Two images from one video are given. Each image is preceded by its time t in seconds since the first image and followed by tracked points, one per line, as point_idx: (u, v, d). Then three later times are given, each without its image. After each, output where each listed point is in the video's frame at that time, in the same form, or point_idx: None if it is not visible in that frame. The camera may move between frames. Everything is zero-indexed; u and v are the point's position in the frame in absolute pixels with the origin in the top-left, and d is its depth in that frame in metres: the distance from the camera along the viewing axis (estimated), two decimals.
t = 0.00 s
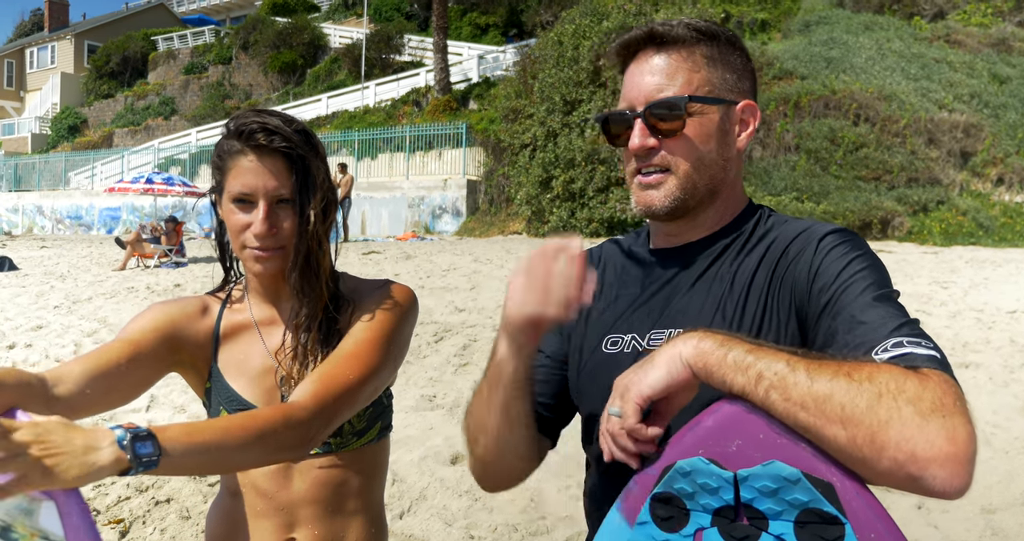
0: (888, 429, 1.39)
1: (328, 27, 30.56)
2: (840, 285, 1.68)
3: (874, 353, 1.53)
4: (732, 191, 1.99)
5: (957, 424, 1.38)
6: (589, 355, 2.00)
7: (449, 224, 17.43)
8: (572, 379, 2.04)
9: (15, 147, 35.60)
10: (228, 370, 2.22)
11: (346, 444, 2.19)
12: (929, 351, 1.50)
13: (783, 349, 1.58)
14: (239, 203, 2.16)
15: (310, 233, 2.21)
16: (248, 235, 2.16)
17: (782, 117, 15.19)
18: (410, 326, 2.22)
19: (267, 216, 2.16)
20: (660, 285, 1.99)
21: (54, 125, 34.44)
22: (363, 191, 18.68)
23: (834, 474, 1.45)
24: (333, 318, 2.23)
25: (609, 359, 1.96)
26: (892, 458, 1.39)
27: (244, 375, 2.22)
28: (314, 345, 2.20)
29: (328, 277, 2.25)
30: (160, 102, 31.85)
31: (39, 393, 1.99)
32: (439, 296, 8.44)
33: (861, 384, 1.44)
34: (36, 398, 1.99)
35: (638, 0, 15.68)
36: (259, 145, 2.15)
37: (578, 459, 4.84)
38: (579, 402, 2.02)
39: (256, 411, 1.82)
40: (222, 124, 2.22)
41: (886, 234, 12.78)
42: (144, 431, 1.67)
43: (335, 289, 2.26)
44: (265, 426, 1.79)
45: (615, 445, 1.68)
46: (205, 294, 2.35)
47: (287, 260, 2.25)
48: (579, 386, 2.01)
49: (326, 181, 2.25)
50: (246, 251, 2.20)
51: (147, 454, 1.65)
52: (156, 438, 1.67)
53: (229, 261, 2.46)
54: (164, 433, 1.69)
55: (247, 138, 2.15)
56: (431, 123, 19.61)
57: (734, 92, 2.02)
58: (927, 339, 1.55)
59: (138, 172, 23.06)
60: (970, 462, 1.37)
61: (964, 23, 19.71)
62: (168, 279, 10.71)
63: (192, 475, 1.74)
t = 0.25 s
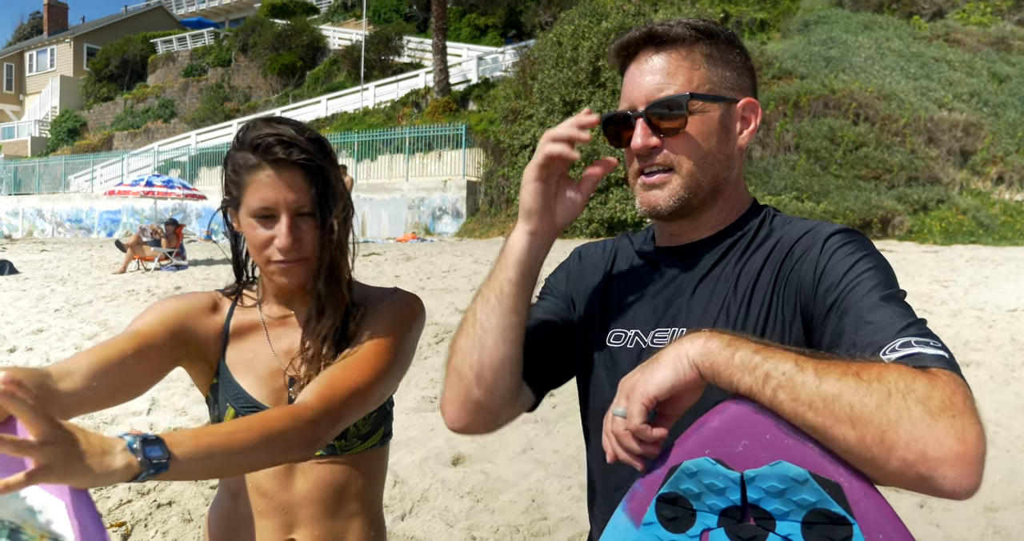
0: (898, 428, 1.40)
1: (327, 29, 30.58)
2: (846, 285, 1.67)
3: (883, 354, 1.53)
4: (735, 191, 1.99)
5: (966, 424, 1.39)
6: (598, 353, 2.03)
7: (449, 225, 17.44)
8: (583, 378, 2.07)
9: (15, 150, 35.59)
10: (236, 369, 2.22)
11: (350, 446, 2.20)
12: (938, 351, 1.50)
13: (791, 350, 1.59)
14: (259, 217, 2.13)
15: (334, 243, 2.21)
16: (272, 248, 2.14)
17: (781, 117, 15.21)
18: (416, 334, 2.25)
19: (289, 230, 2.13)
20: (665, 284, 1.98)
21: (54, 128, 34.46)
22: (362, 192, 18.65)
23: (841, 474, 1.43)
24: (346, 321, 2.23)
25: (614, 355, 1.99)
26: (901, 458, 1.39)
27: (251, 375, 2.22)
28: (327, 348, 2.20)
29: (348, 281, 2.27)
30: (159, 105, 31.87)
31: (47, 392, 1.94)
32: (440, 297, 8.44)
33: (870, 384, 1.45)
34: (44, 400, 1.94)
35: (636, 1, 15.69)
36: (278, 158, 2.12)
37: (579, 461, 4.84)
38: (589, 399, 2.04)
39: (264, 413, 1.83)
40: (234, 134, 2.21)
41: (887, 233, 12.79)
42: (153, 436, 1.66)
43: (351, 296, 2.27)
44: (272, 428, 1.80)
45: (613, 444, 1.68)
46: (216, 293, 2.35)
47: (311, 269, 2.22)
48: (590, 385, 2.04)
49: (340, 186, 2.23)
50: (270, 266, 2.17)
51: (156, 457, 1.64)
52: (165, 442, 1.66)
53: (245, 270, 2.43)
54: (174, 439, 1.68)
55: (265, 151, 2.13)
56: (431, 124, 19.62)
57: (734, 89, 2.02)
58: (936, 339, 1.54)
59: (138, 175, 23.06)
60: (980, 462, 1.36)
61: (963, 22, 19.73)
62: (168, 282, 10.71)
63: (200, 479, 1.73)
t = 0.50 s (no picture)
0: (892, 425, 1.40)
1: (326, 30, 30.59)
2: (844, 283, 1.67)
3: (879, 351, 1.52)
4: (736, 189, 2.00)
5: (962, 421, 1.38)
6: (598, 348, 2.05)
7: (448, 226, 17.45)
8: (585, 377, 2.08)
9: (14, 152, 35.52)
10: (235, 370, 2.22)
11: (349, 447, 2.20)
12: (934, 349, 1.49)
13: (786, 348, 1.59)
14: (260, 206, 2.16)
15: (335, 230, 2.22)
16: (274, 237, 2.16)
17: (780, 116, 15.23)
18: (414, 331, 2.20)
19: (291, 218, 2.16)
20: (666, 282, 1.99)
21: (53, 130, 34.45)
22: (361, 193, 18.66)
23: (835, 472, 1.43)
24: (345, 314, 2.22)
25: (614, 351, 2.00)
26: (895, 455, 1.39)
27: (249, 376, 2.21)
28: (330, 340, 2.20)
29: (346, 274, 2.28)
30: (158, 106, 31.90)
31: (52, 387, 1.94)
32: (439, 297, 8.44)
33: (865, 381, 1.45)
34: (51, 395, 1.95)
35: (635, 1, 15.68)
36: (278, 147, 2.14)
37: (579, 461, 4.84)
38: (589, 395, 2.05)
39: (264, 410, 1.83)
40: (231, 130, 2.21)
41: (886, 232, 12.80)
42: (153, 429, 1.68)
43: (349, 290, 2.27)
44: (271, 424, 1.80)
45: (607, 441, 1.70)
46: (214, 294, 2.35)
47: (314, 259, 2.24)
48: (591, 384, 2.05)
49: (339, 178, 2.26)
50: (274, 256, 2.19)
51: (156, 452, 1.66)
52: (165, 436, 1.69)
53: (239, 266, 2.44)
54: (172, 432, 1.71)
55: (263, 141, 2.15)
56: (430, 125, 19.63)
57: (735, 88, 2.02)
58: (933, 338, 1.54)
59: (137, 176, 23.02)
60: (975, 459, 1.36)
61: (961, 21, 19.75)
62: (168, 283, 10.71)
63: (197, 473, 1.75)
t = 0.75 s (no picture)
0: (891, 422, 1.40)
1: (323, 29, 30.56)
2: (842, 280, 1.67)
3: (877, 349, 1.52)
4: (733, 186, 2.00)
5: (961, 417, 1.38)
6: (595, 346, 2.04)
7: (446, 225, 17.46)
8: (580, 376, 2.08)
9: (10, 152, 35.43)
10: (224, 375, 2.21)
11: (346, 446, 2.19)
12: (933, 346, 1.49)
13: (784, 345, 1.59)
14: (245, 201, 2.16)
15: (318, 225, 2.22)
16: (258, 231, 2.15)
17: (777, 115, 15.25)
18: (405, 331, 2.19)
19: (276, 212, 2.15)
20: (663, 280, 1.99)
21: (49, 130, 34.40)
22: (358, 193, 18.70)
23: (834, 469, 1.44)
24: (330, 310, 2.20)
25: (610, 348, 2.00)
26: (894, 452, 1.39)
27: (239, 379, 2.20)
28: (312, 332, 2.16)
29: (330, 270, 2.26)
30: (155, 106, 31.88)
31: (51, 396, 2.00)
32: (437, 296, 8.44)
33: (865, 378, 1.45)
34: (51, 399, 2.00)
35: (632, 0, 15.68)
36: (264, 141, 2.15)
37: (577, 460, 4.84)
38: (585, 390, 2.06)
39: (272, 433, 1.83)
40: (215, 126, 2.22)
41: (883, 231, 12.82)
42: (169, 442, 1.68)
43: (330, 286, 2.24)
44: (280, 447, 1.80)
45: (605, 442, 1.69)
46: (199, 299, 2.35)
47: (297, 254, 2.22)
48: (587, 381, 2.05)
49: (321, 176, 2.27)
50: (256, 250, 2.18)
51: (170, 467, 1.66)
52: (179, 450, 1.68)
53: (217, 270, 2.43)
54: (187, 446, 1.70)
55: (249, 137, 2.16)
56: (427, 124, 19.60)
57: (730, 84, 2.02)
58: (930, 334, 1.54)
59: (134, 176, 22.98)
60: (974, 455, 1.36)
61: (958, 20, 19.78)
62: (165, 284, 10.70)
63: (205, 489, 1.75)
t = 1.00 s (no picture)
0: (891, 424, 1.40)
1: (322, 28, 30.56)
2: (840, 281, 1.67)
3: (876, 351, 1.53)
4: (730, 187, 2.00)
5: (961, 419, 1.38)
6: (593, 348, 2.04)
7: (445, 225, 17.46)
8: (578, 377, 2.08)
9: (9, 151, 35.39)
10: (222, 375, 2.21)
11: (344, 446, 2.19)
12: (931, 348, 1.49)
13: (783, 347, 1.59)
14: (235, 202, 2.16)
15: (310, 227, 2.22)
16: (248, 231, 2.15)
17: (776, 115, 15.27)
18: (402, 328, 2.19)
19: (266, 212, 2.15)
20: (660, 281, 1.99)
21: (48, 129, 34.37)
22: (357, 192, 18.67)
23: (834, 471, 1.43)
24: (328, 311, 2.22)
25: (609, 350, 2.00)
26: (894, 455, 1.39)
27: (237, 379, 2.20)
28: (309, 335, 2.18)
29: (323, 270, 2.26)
30: (154, 105, 31.88)
31: (48, 392, 1.98)
32: (436, 296, 8.44)
33: (864, 380, 1.45)
34: (46, 397, 1.97)
35: None
36: (254, 142, 2.15)
37: (575, 460, 4.84)
38: (583, 393, 2.06)
39: (267, 431, 1.82)
40: (210, 126, 2.22)
41: (882, 231, 12.84)
42: (161, 441, 1.68)
43: (326, 288, 2.26)
44: (276, 445, 1.80)
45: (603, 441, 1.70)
46: (197, 299, 2.36)
47: (288, 254, 2.22)
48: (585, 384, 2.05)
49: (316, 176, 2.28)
50: (247, 250, 2.18)
51: (162, 464, 1.66)
52: (172, 448, 1.68)
53: (211, 264, 2.44)
54: (180, 445, 1.70)
55: (240, 136, 2.15)
56: (426, 123, 19.60)
57: (728, 85, 2.02)
58: (929, 336, 1.54)
59: (133, 175, 22.97)
60: (974, 457, 1.36)
61: (957, 20, 19.80)
62: (164, 282, 10.69)
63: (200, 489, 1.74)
